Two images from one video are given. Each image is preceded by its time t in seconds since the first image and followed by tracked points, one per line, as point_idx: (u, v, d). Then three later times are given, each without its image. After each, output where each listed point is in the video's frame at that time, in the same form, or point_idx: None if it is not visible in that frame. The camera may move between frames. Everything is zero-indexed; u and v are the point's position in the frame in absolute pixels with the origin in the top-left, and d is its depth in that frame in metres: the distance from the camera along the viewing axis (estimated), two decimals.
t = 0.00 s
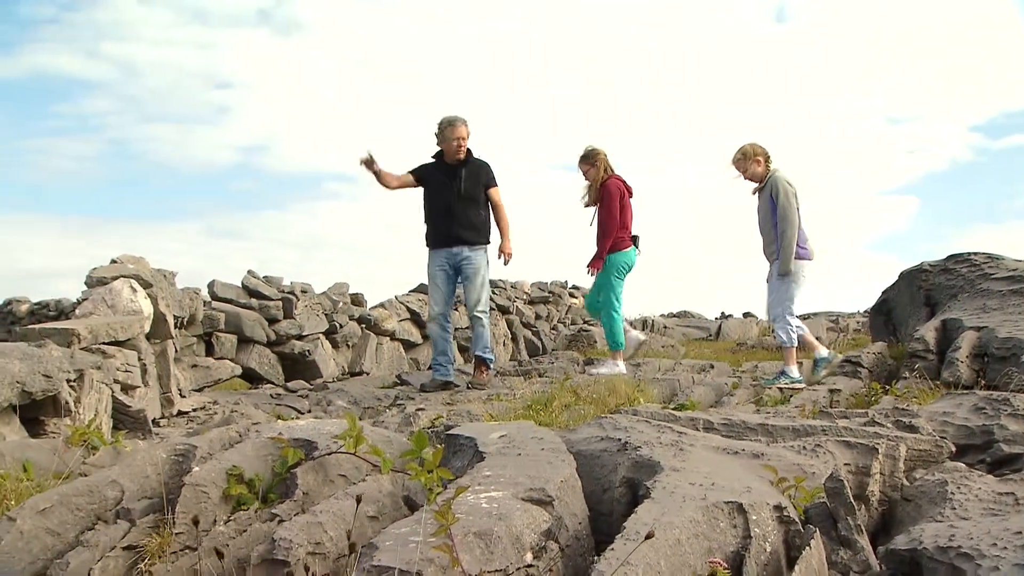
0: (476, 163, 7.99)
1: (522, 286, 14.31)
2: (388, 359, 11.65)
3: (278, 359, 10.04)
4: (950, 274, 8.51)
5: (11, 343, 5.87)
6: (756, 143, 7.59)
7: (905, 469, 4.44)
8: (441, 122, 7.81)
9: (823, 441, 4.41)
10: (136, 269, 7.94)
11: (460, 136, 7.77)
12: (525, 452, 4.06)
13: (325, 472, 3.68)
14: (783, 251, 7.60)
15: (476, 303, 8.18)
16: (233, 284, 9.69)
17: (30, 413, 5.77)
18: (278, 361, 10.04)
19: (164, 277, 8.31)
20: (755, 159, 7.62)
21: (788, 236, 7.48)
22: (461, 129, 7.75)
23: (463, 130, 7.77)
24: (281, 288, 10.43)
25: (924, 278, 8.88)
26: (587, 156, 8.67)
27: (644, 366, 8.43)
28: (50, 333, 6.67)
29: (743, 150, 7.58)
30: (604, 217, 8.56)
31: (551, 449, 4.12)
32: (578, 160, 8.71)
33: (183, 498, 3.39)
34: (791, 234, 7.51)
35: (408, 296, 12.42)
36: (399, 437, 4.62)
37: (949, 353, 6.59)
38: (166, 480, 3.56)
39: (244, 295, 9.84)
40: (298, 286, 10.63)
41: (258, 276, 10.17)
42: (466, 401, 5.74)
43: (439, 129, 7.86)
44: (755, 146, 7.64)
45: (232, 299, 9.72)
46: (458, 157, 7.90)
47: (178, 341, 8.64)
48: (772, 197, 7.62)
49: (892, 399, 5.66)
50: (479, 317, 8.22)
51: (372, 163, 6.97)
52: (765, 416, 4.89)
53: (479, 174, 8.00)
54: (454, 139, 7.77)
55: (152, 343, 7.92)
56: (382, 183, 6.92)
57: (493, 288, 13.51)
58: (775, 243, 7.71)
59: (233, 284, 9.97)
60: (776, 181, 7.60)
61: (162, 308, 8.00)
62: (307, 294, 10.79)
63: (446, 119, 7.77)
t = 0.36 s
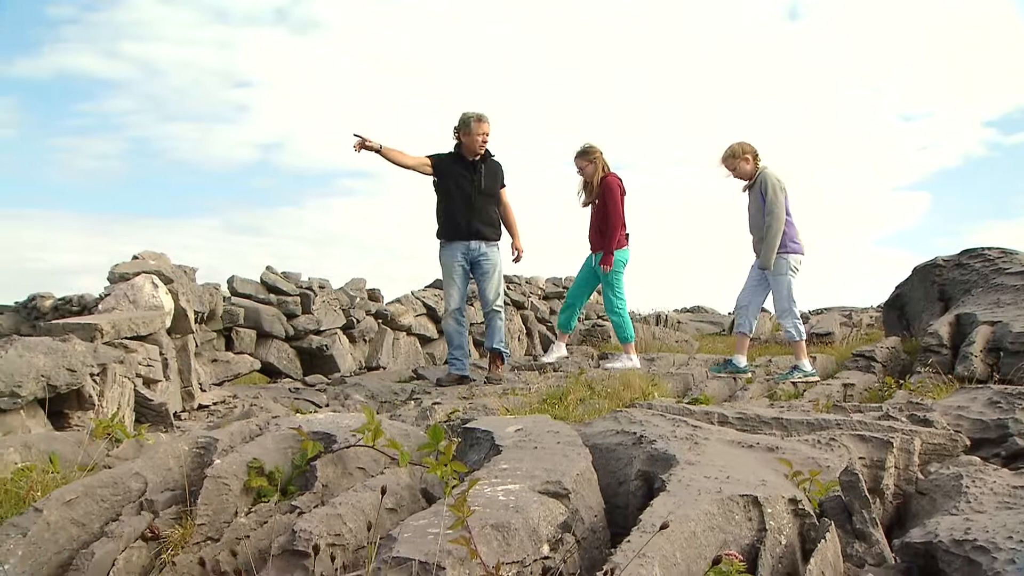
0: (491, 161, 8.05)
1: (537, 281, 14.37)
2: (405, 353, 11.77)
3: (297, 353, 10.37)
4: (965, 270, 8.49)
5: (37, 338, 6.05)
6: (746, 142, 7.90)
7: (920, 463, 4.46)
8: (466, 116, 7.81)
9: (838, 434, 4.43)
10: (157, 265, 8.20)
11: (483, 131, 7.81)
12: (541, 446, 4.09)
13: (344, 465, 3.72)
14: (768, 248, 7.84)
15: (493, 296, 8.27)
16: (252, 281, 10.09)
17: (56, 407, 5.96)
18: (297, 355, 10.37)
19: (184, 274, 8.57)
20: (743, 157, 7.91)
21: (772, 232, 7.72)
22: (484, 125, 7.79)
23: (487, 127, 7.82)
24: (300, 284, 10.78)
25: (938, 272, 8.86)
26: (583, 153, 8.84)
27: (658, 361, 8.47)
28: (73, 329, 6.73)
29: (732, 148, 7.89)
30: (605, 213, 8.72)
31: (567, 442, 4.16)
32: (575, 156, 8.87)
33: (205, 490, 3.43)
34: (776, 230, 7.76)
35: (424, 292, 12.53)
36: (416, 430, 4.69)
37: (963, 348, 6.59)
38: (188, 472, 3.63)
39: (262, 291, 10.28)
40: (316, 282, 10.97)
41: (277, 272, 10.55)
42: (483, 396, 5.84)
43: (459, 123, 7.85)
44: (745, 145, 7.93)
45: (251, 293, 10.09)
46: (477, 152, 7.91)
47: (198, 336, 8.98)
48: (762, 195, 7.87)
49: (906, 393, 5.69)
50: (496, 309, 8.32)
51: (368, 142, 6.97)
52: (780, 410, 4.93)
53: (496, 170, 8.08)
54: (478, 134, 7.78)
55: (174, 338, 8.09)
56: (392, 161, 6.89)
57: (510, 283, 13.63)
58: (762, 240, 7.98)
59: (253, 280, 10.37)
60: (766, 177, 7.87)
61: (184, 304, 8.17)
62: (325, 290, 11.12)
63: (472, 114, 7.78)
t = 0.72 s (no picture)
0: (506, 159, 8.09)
1: (547, 277, 14.43)
2: (419, 348, 11.83)
3: (313, 348, 10.52)
4: (975, 264, 8.49)
5: (59, 334, 6.30)
6: (717, 138, 8.01)
7: (931, 456, 4.47)
8: (485, 114, 7.86)
9: (849, 429, 4.44)
10: (174, 262, 8.39)
11: (501, 129, 7.85)
12: (554, 439, 4.12)
13: (359, 458, 3.75)
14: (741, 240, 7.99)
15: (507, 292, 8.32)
16: (268, 276, 10.26)
17: (76, 400, 6.12)
18: (313, 350, 10.52)
19: (200, 270, 8.69)
20: (719, 151, 8.02)
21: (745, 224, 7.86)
22: (503, 123, 7.84)
23: (505, 125, 7.88)
24: (314, 280, 10.93)
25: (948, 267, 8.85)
26: (580, 150, 8.92)
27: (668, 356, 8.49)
28: (93, 325, 6.95)
29: (707, 143, 8.00)
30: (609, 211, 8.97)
31: (579, 436, 4.18)
32: (571, 151, 8.92)
33: (222, 483, 3.47)
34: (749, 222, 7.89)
35: (436, 287, 12.59)
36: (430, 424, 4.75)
37: (973, 342, 6.60)
38: (206, 465, 3.67)
39: (278, 286, 10.44)
40: (330, 278, 11.12)
41: (292, 268, 10.70)
42: (495, 390, 5.91)
43: (477, 121, 7.87)
44: (720, 140, 8.03)
45: (266, 289, 10.26)
46: (493, 149, 7.94)
47: (216, 331, 9.29)
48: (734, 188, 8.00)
49: (917, 387, 5.72)
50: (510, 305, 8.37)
51: (390, 140, 7.01)
52: (791, 404, 4.95)
53: (511, 169, 8.12)
54: (496, 131, 7.83)
55: (191, 333, 8.21)
56: (412, 159, 6.92)
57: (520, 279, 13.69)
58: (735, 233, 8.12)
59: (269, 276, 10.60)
60: (738, 173, 7.98)
61: (201, 299, 8.28)
62: (339, 285, 11.26)
63: (491, 111, 7.82)
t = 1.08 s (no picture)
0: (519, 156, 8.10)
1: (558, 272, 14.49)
2: (431, 343, 11.88)
3: (327, 343, 10.62)
4: (986, 259, 8.49)
5: (78, 329, 6.36)
6: (718, 128, 8.02)
7: (942, 451, 4.48)
8: (500, 110, 7.83)
9: (860, 423, 4.46)
10: (190, 257, 8.47)
11: (514, 126, 7.86)
12: (566, 433, 4.15)
13: (373, 452, 3.77)
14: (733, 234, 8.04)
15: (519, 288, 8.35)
16: (282, 272, 10.38)
17: (94, 393, 6.25)
18: (327, 345, 10.62)
19: (216, 265, 8.79)
20: (717, 142, 8.03)
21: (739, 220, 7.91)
22: (517, 120, 7.84)
23: (518, 122, 7.88)
24: (327, 276, 11.04)
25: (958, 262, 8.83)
26: (575, 146, 8.91)
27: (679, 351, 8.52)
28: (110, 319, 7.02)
29: (706, 132, 8.00)
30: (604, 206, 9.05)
31: (591, 430, 4.20)
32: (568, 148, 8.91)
33: (238, 475, 3.50)
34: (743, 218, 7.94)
35: (448, 283, 12.63)
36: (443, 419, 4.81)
37: (984, 337, 6.60)
38: (222, 458, 3.70)
39: (292, 282, 10.56)
40: (343, 274, 11.23)
41: (305, 264, 10.81)
42: (506, 385, 5.99)
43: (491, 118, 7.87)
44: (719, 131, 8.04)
45: (280, 285, 10.38)
46: (506, 146, 7.95)
47: (231, 327, 9.39)
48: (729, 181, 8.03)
49: (927, 382, 5.74)
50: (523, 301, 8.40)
51: (408, 133, 7.03)
52: (802, 398, 4.97)
53: (522, 165, 8.14)
54: (509, 129, 7.84)
55: (207, 328, 8.27)
56: (430, 155, 6.95)
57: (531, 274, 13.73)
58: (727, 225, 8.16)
59: (283, 272, 10.70)
60: (734, 165, 8.01)
61: (216, 294, 8.36)
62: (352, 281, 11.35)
63: (505, 108, 7.81)
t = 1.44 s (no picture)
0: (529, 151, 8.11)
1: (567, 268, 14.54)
2: (442, 337, 11.93)
3: (339, 337, 10.68)
4: (997, 253, 8.48)
5: (94, 323, 6.41)
6: (724, 119, 8.02)
7: (953, 444, 4.49)
8: (512, 106, 7.85)
9: (870, 416, 4.47)
10: (204, 252, 8.54)
11: (524, 122, 7.86)
12: (577, 426, 4.17)
13: (386, 445, 3.80)
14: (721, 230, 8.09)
15: (529, 283, 8.36)
16: (294, 267, 10.45)
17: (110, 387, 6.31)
18: (339, 339, 10.68)
19: (229, 260, 8.86)
20: (718, 132, 8.02)
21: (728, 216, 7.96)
22: (527, 116, 7.85)
23: (530, 118, 7.90)
24: (339, 270, 11.08)
25: (968, 256, 8.82)
26: (574, 140, 8.93)
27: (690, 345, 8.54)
28: (125, 314, 7.09)
29: (707, 121, 8.00)
30: (603, 199, 9.08)
31: (602, 423, 4.23)
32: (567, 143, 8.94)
33: (253, 467, 3.54)
34: (732, 215, 7.99)
35: (459, 277, 12.68)
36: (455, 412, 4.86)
37: (994, 331, 6.60)
38: (237, 450, 3.75)
39: (304, 277, 10.63)
40: (355, 268, 11.28)
41: (317, 258, 10.88)
42: (516, 378, 6.05)
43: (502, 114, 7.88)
44: (722, 122, 8.04)
45: (293, 279, 10.46)
46: (517, 142, 7.96)
47: (244, 321, 9.47)
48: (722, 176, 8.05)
49: (936, 375, 5.76)
50: (533, 296, 8.42)
51: (419, 128, 7.06)
52: (812, 392, 4.99)
53: (533, 161, 8.16)
54: (520, 125, 7.85)
55: (221, 323, 8.33)
56: (441, 150, 6.97)
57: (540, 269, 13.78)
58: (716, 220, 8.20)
59: (295, 266, 10.77)
60: (728, 160, 8.02)
61: (229, 289, 8.43)
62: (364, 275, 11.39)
63: (517, 104, 7.83)
